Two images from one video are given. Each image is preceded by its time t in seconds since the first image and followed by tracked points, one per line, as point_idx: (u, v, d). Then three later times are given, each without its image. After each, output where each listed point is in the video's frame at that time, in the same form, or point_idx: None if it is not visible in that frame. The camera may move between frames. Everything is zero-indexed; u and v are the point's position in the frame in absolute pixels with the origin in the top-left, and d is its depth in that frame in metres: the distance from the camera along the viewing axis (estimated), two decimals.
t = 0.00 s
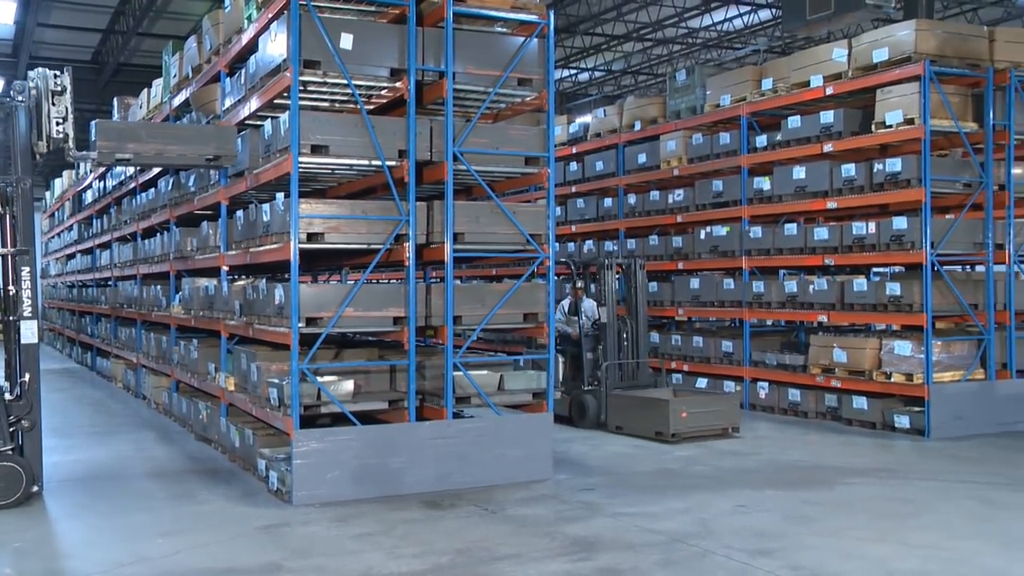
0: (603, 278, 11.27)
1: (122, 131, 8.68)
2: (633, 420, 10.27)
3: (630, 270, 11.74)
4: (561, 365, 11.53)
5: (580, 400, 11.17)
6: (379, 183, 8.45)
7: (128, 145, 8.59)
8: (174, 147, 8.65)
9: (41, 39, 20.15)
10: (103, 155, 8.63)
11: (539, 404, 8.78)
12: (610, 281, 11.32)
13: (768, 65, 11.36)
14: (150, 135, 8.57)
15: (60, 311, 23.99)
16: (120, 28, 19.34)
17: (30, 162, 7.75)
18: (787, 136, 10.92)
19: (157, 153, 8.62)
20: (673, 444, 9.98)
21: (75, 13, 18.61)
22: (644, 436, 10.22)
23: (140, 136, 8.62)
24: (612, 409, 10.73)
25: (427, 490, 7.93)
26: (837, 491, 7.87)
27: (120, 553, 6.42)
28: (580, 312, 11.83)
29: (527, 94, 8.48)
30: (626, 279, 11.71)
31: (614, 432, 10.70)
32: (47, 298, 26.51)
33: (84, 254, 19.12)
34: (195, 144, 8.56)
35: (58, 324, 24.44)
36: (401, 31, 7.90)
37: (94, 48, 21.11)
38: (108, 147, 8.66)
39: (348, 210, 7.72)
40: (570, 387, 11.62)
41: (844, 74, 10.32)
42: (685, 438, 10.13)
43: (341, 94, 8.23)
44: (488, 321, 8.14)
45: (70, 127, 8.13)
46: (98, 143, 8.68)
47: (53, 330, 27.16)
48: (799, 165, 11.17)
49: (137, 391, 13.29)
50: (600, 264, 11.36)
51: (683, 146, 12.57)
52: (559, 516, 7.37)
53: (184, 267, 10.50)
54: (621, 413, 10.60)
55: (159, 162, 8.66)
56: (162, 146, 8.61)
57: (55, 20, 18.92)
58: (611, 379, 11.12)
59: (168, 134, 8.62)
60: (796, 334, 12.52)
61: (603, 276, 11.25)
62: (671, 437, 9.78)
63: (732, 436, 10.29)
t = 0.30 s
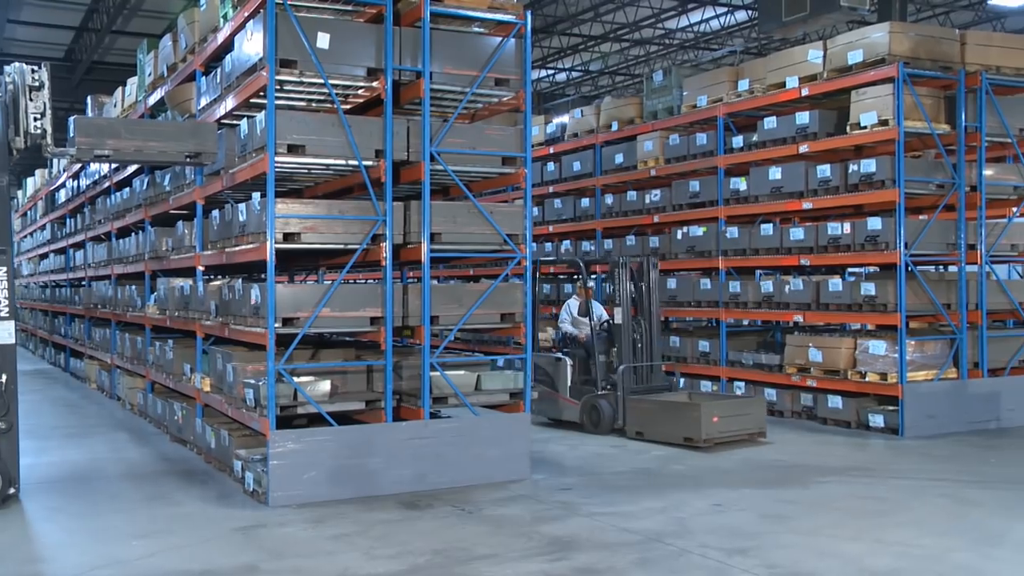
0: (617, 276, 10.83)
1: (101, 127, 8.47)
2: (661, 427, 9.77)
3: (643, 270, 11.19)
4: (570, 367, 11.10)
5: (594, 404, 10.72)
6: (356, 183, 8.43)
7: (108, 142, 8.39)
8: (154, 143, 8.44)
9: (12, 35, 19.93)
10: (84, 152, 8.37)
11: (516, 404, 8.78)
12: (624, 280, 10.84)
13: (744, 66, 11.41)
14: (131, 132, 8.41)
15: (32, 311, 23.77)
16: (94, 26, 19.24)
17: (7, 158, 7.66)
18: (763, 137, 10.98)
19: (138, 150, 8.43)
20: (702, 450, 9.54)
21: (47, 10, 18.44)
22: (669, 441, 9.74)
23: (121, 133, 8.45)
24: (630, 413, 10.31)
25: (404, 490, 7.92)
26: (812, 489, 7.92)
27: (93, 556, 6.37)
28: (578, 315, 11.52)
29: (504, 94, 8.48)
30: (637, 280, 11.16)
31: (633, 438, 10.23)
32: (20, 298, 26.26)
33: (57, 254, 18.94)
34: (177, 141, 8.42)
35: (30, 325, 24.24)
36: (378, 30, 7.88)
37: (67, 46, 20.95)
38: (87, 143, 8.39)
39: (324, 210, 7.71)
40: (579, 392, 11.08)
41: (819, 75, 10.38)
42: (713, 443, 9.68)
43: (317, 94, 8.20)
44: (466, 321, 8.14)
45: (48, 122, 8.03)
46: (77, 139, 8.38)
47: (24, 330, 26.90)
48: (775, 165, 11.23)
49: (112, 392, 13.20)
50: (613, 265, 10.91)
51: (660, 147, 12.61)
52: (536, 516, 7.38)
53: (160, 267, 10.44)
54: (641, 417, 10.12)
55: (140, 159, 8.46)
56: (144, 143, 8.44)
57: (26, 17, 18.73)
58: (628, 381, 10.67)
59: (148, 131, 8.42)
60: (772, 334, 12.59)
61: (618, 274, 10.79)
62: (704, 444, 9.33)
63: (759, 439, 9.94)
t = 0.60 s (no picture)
0: (634, 275, 10.27)
1: (76, 122, 8.35)
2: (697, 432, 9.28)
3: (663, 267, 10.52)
4: (584, 370, 10.33)
5: (614, 409, 9.97)
6: (331, 183, 8.40)
7: (84, 138, 8.26)
8: (130, 139, 8.32)
9: None
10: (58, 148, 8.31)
11: (492, 404, 8.78)
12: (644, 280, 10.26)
13: (719, 67, 11.46)
14: (108, 129, 8.30)
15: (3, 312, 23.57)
16: (65, 23, 19.11)
17: None
18: (738, 138, 11.03)
19: (114, 147, 8.36)
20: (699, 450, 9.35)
21: (17, 6, 18.28)
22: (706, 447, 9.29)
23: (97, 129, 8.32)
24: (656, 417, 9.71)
25: (379, 491, 7.90)
26: (786, 488, 7.97)
27: (64, 559, 6.30)
28: (589, 316, 10.62)
29: (480, 94, 8.47)
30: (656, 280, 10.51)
31: (661, 443, 9.68)
32: None
33: (28, 253, 18.77)
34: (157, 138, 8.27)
35: None
36: (353, 30, 7.86)
37: (37, 43, 20.78)
38: (62, 139, 8.37)
39: (299, 210, 7.68)
40: (596, 398, 10.23)
41: (793, 76, 10.43)
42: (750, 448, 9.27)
43: (292, 93, 8.17)
44: (441, 322, 8.13)
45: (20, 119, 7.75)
46: (52, 135, 8.32)
47: None
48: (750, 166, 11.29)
49: (84, 393, 13.09)
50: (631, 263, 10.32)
51: (635, 147, 12.65)
52: (512, 516, 7.38)
53: (132, 267, 10.37)
54: (671, 422, 9.59)
55: (116, 156, 8.39)
56: (120, 140, 8.35)
57: None
58: (652, 385, 9.91)
59: (125, 127, 8.31)
60: (746, 334, 12.67)
61: (636, 272, 10.21)
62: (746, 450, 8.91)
63: (791, 443, 9.56)
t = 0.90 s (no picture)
0: (663, 273, 9.80)
1: (48, 121, 8.52)
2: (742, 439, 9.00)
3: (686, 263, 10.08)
4: (608, 374, 9.81)
5: (647, 414, 9.52)
6: (304, 182, 8.37)
7: (54, 136, 8.41)
8: (101, 138, 8.30)
9: None
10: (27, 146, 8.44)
11: (465, 404, 8.77)
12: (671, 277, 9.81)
13: (691, 68, 11.51)
14: (78, 127, 8.37)
15: None
16: (31, 20, 18.94)
17: None
18: (710, 138, 11.08)
19: (84, 145, 8.40)
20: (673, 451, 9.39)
21: None
22: (753, 453, 9.01)
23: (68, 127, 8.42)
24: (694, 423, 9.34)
25: (352, 491, 7.88)
26: (758, 486, 8.02)
27: (30, 563, 6.23)
28: (605, 316, 10.30)
29: (453, 94, 8.46)
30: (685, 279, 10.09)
31: (700, 449, 9.31)
32: None
33: None
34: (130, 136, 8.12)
35: None
36: (326, 29, 7.83)
37: (4, 39, 20.59)
38: (32, 137, 8.50)
39: (271, 209, 7.65)
40: (623, 403, 9.76)
41: (765, 78, 10.49)
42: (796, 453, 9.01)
43: (264, 92, 8.14)
44: (414, 322, 8.12)
45: None
46: (22, 132, 8.50)
47: None
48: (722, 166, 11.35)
49: (52, 394, 12.96)
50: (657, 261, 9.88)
51: (609, 148, 12.70)
52: (485, 516, 7.38)
53: (102, 267, 10.28)
54: (712, 428, 9.22)
55: (86, 154, 8.43)
56: (91, 138, 8.38)
57: None
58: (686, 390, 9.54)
59: (95, 126, 8.33)
60: (719, 333, 12.76)
61: (665, 270, 9.74)
62: (803, 455, 8.69)
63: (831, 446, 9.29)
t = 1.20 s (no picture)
0: (703, 271, 9.38)
1: (16, 119, 8.39)
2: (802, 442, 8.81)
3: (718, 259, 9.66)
4: (647, 379, 9.30)
5: (694, 419, 9.15)
6: (277, 182, 8.33)
7: (23, 134, 8.31)
8: (72, 137, 8.22)
9: None
10: None
11: (439, 404, 8.75)
12: (709, 276, 9.42)
13: (664, 69, 11.56)
14: (48, 126, 8.27)
15: None
16: None
17: None
18: (683, 139, 11.13)
19: (54, 144, 8.31)
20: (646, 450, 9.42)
21: None
22: (809, 456, 8.83)
23: (38, 126, 8.32)
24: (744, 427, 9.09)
25: (325, 492, 7.85)
26: (730, 485, 8.06)
27: None
28: (631, 316, 9.71)
29: (426, 94, 8.44)
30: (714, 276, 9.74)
31: (751, 454, 9.05)
32: None
33: None
34: (101, 135, 8.03)
35: None
36: (299, 28, 7.80)
37: None
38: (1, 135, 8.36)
39: (244, 209, 7.61)
40: (664, 408, 9.29)
41: (738, 79, 10.55)
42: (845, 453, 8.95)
43: (236, 91, 8.09)
44: (388, 321, 8.10)
45: None
46: None
47: None
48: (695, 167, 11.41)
49: (20, 396, 12.82)
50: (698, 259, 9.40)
51: (582, 148, 12.73)
52: (458, 516, 7.38)
53: (71, 267, 10.18)
54: (764, 432, 8.99)
55: (56, 153, 8.34)
56: (61, 137, 8.30)
57: None
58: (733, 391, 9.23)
59: (65, 124, 8.25)
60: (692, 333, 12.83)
61: (706, 268, 9.33)
62: (866, 455, 8.59)
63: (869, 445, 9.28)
